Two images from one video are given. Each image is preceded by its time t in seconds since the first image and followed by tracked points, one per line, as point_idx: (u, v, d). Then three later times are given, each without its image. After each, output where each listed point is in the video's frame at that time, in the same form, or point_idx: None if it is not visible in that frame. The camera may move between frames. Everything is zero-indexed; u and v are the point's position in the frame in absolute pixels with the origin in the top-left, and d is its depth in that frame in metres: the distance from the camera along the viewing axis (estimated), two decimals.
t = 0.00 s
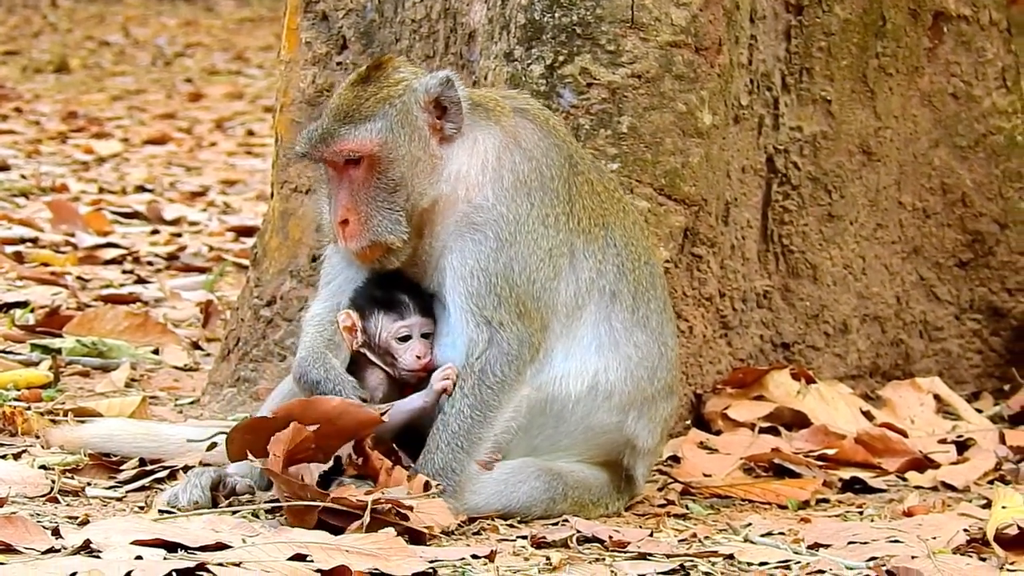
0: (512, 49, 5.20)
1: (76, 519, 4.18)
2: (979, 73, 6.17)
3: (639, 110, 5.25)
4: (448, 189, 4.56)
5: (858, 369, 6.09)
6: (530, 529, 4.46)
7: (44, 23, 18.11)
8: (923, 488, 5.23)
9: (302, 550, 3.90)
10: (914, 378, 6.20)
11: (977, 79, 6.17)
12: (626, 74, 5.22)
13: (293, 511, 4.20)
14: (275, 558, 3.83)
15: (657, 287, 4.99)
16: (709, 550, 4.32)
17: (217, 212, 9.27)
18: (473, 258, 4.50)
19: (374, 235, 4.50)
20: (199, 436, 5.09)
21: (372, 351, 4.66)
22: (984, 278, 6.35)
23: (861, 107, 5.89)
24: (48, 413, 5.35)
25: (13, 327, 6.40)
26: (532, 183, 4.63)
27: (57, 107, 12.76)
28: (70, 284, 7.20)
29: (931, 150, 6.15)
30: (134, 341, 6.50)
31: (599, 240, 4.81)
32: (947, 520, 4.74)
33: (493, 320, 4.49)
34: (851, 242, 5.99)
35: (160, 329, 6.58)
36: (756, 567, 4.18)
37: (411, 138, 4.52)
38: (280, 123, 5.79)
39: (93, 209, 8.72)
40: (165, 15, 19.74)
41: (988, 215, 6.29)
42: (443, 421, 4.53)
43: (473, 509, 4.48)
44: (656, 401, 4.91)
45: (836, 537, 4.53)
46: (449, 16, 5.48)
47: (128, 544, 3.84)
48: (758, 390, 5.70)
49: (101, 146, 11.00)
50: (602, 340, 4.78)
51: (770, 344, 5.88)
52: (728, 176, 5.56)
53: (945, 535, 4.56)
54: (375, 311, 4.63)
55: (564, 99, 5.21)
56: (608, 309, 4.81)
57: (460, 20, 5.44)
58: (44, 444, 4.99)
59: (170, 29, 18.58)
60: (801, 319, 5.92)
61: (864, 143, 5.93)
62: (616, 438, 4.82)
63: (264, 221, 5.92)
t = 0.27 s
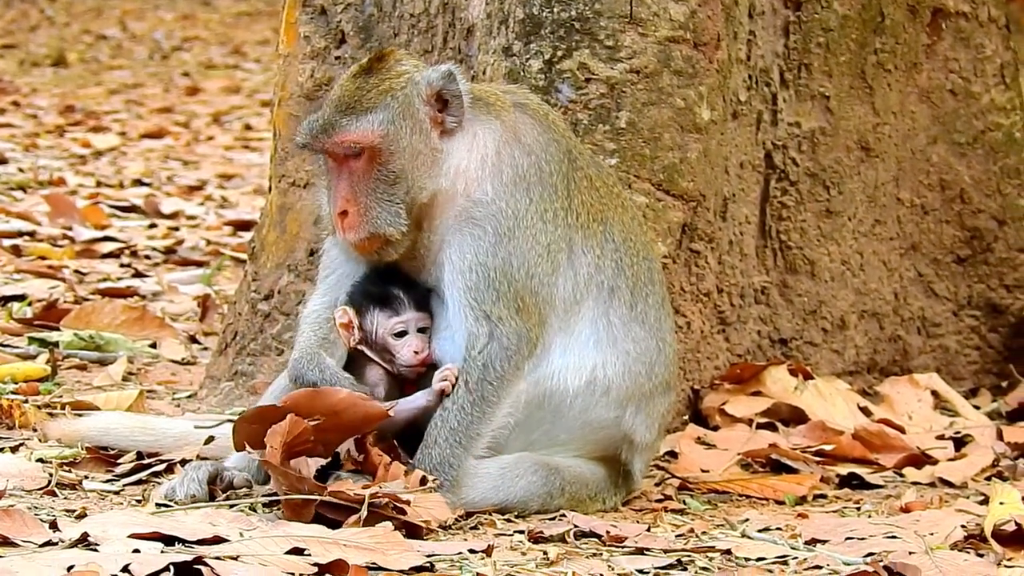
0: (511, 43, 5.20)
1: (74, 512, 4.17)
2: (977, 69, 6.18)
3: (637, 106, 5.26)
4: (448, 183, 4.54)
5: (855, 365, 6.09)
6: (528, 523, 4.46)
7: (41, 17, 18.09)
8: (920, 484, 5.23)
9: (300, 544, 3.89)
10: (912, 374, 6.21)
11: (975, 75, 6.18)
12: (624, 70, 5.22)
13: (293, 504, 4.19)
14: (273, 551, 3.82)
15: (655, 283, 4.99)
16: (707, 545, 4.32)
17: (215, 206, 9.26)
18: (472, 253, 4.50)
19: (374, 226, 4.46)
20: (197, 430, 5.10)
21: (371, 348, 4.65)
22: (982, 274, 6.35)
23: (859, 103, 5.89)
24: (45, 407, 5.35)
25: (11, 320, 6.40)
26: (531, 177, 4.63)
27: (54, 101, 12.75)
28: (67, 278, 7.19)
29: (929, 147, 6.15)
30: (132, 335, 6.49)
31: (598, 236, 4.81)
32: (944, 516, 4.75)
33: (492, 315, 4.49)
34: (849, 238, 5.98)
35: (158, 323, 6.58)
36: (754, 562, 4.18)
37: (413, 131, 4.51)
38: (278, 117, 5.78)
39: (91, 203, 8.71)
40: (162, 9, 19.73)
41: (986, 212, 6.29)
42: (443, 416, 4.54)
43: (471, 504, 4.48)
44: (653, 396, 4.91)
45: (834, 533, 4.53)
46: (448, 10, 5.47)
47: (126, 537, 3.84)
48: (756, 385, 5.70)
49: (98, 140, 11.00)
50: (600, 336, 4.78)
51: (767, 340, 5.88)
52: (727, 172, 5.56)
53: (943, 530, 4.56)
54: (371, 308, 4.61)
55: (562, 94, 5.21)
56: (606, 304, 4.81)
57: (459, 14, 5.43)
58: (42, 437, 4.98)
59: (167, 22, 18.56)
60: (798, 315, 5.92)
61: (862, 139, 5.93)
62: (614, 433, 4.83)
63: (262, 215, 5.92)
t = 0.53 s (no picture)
0: (511, 35, 5.20)
1: (74, 504, 4.18)
2: (978, 60, 6.18)
3: (637, 97, 5.25)
4: (444, 169, 4.54)
5: (856, 356, 6.09)
6: (528, 514, 4.46)
7: (41, 9, 18.08)
8: (920, 474, 5.23)
9: (300, 536, 3.90)
10: (912, 365, 6.21)
11: (975, 66, 6.18)
12: (625, 61, 5.22)
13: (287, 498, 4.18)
14: (273, 543, 3.82)
15: (657, 276, 4.98)
16: (707, 536, 4.32)
17: (215, 198, 9.26)
18: (472, 243, 4.51)
19: (355, 192, 4.45)
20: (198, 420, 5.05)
21: (368, 341, 4.66)
22: (982, 265, 6.35)
23: (859, 94, 5.89)
24: (46, 399, 5.35)
25: (11, 312, 6.41)
26: (531, 169, 4.62)
27: (54, 93, 12.75)
28: (68, 269, 7.20)
29: (929, 137, 6.15)
30: (132, 326, 6.50)
31: (599, 228, 4.80)
32: (944, 507, 4.75)
33: (492, 306, 4.49)
34: (849, 229, 5.98)
35: (158, 315, 6.58)
36: (754, 553, 4.18)
37: (409, 104, 4.50)
38: (278, 109, 5.77)
39: (91, 195, 8.71)
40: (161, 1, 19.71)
41: (986, 203, 6.29)
42: (443, 407, 4.53)
43: (472, 495, 4.49)
44: (654, 389, 4.92)
45: (835, 523, 4.53)
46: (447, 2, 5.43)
47: (126, 529, 3.84)
48: (756, 376, 5.70)
49: (98, 132, 11.00)
50: (600, 328, 4.79)
51: (767, 331, 5.88)
52: (727, 163, 5.56)
53: (943, 521, 4.56)
54: (369, 301, 4.65)
55: (563, 85, 5.21)
56: (607, 297, 4.81)
57: (459, 6, 5.40)
58: (42, 429, 5.01)
59: (167, 14, 18.54)
60: (799, 306, 5.93)
61: (862, 130, 5.92)
62: (614, 424, 4.84)
63: (262, 207, 5.91)
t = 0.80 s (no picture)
0: (505, 32, 5.19)
1: (70, 504, 4.18)
2: (971, 55, 6.18)
3: (631, 93, 5.25)
4: (431, 161, 4.56)
5: (851, 352, 6.09)
6: (523, 512, 4.46)
7: (37, 9, 18.07)
8: (916, 470, 5.23)
9: (295, 535, 3.90)
10: (908, 361, 6.21)
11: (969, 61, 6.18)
12: (618, 58, 5.21)
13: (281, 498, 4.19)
14: (268, 542, 3.82)
15: (650, 275, 4.98)
16: (703, 533, 4.32)
17: (211, 197, 9.26)
18: (464, 240, 4.49)
19: (325, 168, 4.45)
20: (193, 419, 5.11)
21: (361, 339, 4.67)
22: (977, 260, 6.35)
23: (853, 89, 5.89)
24: (41, 399, 5.35)
25: (6, 312, 6.41)
26: (523, 166, 4.61)
27: (50, 92, 12.75)
28: (63, 269, 7.20)
29: (923, 132, 6.16)
30: (128, 326, 6.50)
31: (593, 227, 4.79)
32: (940, 502, 4.75)
33: (485, 302, 4.48)
34: (844, 225, 5.98)
35: (153, 314, 6.58)
36: (749, 549, 4.18)
37: (390, 86, 4.51)
38: (272, 108, 5.76)
39: (87, 195, 8.71)
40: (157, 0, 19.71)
41: (981, 197, 6.30)
42: (438, 404, 4.52)
43: (467, 493, 4.49)
44: (647, 387, 4.92)
45: (830, 520, 4.53)
46: None
47: (122, 529, 3.84)
48: (751, 372, 5.71)
49: (95, 132, 11.00)
50: (594, 326, 4.78)
51: (763, 327, 5.88)
52: (721, 159, 5.55)
53: (939, 517, 4.56)
54: (359, 299, 4.65)
55: (556, 82, 5.20)
56: (600, 295, 4.80)
57: (453, 3, 5.41)
58: (37, 429, 4.98)
59: (163, 13, 18.54)
60: (794, 302, 5.93)
61: (856, 125, 5.92)
62: (607, 421, 4.85)
63: (257, 205, 5.91)
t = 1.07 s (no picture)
0: (501, 36, 5.22)
1: (70, 511, 4.18)
2: (968, 56, 6.19)
3: (629, 97, 5.25)
4: (419, 162, 4.56)
5: (850, 354, 6.09)
6: (523, 516, 4.46)
7: (33, 16, 18.08)
8: (916, 471, 5.23)
9: (296, 540, 3.89)
10: (907, 362, 6.21)
11: (966, 62, 6.19)
12: (615, 61, 5.22)
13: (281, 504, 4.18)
14: (269, 548, 3.82)
15: (647, 278, 4.97)
16: (703, 536, 4.33)
17: (208, 202, 9.26)
18: (456, 243, 4.49)
19: (307, 164, 4.47)
20: (192, 426, 5.12)
21: (360, 345, 4.70)
22: (975, 261, 6.35)
23: (850, 91, 5.89)
24: (40, 406, 5.35)
25: (5, 320, 6.40)
26: (516, 169, 4.60)
27: (47, 99, 12.75)
28: (61, 276, 7.20)
29: (921, 134, 6.16)
30: (126, 332, 6.50)
31: (589, 231, 4.79)
32: (940, 504, 4.75)
33: (478, 306, 4.48)
34: (842, 227, 5.98)
35: (152, 321, 6.58)
36: (750, 552, 4.18)
37: (371, 85, 4.49)
38: (269, 113, 5.76)
39: (85, 201, 8.71)
40: (154, 6, 19.71)
41: (978, 199, 6.30)
42: (434, 408, 4.52)
43: (465, 498, 4.49)
44: (645, 390, 4.92)
45: (830, 522, 4.53)
46: (437, 4, 5.44)
47: (122, 536, 3.84)
48: (751, 374, 5.70)
49: (92, 138, 11.00)
50: (589, 330, 4.78)
51: (762, 330, 5.88)
52: (718, 162, 5.56)
53: (939, 518, 4.56)
54: (359, 304, 4.69)
55: (553, 86, 5.20)
56: (595, 299, 4.79)
57: (450, 7, 5.41)
58: (37, 437, 4.96)
59: (160, 19, 18.55)
60: (792, 305, 5.93)
61: (854, 127, 5.93)
62: (604, 424, 4.86)
63: (255, 211, 5.91)
